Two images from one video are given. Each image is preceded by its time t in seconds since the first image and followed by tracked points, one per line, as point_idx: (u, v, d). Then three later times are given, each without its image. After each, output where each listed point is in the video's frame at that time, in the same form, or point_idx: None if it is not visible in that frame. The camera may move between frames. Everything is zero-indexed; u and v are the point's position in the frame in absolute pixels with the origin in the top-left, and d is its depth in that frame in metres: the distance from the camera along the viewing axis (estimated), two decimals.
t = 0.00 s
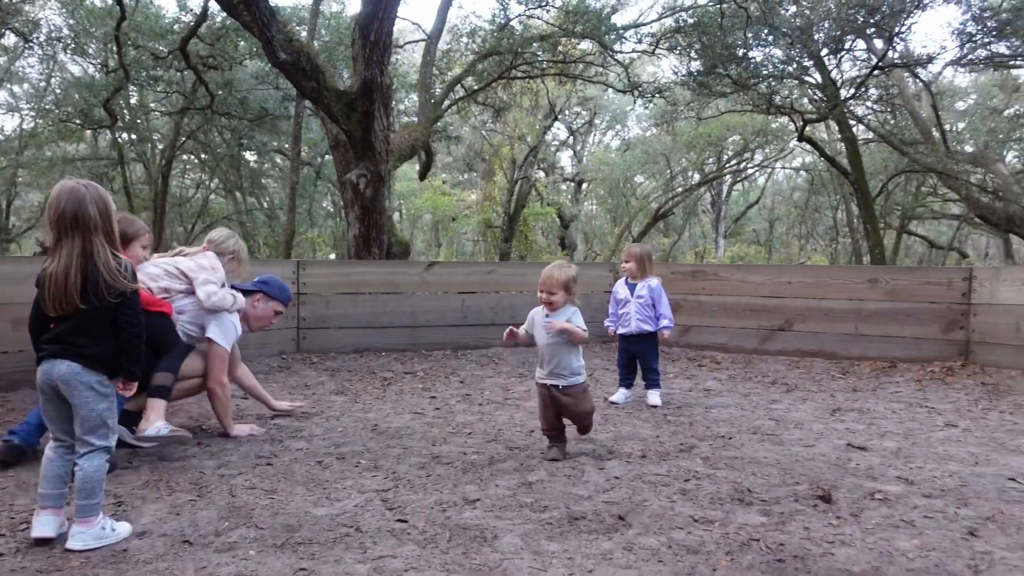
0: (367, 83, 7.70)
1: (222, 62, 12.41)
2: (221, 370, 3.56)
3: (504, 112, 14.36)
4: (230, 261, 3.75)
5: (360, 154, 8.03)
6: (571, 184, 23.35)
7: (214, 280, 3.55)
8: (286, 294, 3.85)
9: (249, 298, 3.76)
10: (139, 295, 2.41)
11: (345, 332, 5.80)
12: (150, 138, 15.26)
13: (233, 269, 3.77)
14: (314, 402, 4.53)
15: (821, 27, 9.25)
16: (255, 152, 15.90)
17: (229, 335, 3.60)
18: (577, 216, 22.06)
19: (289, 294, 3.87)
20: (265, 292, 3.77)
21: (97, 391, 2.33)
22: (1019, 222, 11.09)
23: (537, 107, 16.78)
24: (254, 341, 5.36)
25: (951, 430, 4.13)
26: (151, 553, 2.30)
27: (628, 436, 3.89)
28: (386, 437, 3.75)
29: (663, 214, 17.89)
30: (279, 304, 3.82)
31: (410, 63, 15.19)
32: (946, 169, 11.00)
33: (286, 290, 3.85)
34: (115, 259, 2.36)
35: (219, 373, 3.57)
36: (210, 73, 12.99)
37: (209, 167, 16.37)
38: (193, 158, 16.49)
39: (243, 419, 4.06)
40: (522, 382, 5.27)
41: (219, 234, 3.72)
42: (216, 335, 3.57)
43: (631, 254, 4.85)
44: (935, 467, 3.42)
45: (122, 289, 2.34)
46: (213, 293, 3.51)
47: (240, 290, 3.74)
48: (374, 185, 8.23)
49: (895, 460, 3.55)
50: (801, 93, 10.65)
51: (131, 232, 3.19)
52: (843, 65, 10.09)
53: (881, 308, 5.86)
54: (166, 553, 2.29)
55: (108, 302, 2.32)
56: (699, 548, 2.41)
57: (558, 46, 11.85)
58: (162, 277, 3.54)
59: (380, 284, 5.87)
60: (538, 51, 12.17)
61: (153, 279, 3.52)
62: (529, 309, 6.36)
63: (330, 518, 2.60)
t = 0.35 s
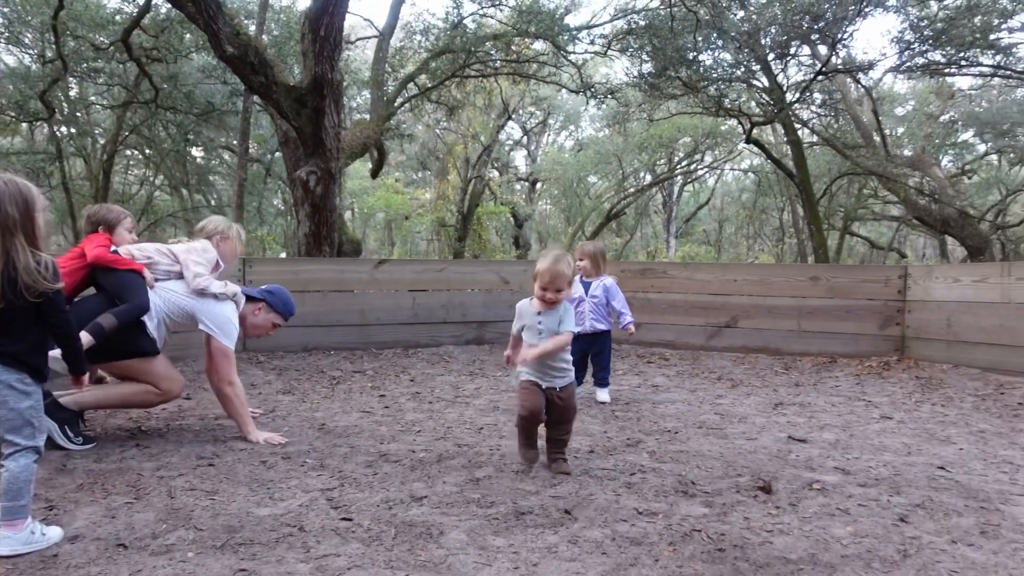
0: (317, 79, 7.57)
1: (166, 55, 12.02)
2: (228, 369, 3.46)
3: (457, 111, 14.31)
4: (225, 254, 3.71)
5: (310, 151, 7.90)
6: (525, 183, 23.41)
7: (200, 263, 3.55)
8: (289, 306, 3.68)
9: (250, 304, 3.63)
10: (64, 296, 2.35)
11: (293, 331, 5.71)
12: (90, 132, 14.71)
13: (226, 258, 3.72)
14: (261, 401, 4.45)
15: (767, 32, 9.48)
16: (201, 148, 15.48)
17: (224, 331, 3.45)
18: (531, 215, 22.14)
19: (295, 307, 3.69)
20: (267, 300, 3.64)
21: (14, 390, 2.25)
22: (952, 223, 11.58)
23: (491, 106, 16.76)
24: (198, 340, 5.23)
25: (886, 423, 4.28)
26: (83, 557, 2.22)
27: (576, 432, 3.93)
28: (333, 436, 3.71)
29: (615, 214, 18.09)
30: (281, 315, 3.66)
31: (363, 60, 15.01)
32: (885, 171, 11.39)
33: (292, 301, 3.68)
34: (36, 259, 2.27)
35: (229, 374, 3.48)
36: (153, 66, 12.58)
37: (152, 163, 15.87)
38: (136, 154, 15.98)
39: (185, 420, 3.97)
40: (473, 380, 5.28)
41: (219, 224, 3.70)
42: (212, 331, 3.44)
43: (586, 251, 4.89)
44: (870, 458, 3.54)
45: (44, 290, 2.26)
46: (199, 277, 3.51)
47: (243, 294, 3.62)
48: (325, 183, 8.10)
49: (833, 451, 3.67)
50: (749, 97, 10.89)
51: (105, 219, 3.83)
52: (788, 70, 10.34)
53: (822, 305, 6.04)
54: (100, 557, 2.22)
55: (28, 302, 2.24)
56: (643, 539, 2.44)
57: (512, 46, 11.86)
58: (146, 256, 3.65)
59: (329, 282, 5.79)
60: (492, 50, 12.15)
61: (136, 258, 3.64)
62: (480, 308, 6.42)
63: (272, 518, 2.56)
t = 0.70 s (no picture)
0: (278, 75, 7.45)
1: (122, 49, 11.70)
2: (199, 366, 3.37)
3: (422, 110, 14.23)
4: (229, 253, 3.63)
5: (271, 148, 7.78)
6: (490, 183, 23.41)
7: (196, 261, 3.46)
8: (278, 305, 3.68)
9: (237, 304, 3.65)
10: None
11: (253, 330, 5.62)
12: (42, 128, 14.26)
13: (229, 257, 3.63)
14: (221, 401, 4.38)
15: (728, 36, 9.64)
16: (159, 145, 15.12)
17: (203, 330, 3.37)
18: (496, 215, 22.15)
19: (284, 307, 3.69)
20: (254, 298, 3.65)
21: None
22: (906, 224, 11.91)
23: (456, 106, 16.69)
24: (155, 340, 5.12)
25: (842, 416, 4.39)
26: (32, 561, 2.16)
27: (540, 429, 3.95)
28: (295, 435, 3.67)
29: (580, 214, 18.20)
30: (268, 314, 3.67)
31: (325, 57, 14.82)
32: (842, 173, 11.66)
33: (281, 300, 3.69)
34: None
35: (198, 370, 3.39)
36: (108, 60, 12.23)
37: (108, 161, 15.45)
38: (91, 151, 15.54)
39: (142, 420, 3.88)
40: (438, 378, 5.26)
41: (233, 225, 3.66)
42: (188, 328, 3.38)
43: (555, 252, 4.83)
44: (827, 450, 3.62)
45: None
46: (185, 276, 3.39)
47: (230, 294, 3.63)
48: (287, 180, 7.98)
49: (790, 444, 3.75)
50: (710, 99, 11.03)
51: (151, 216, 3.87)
52: (749, 73, 10.53)
53: (781, 303, 6.16)
54: (49, 561, 2.15)
55: None
56: (605, 532, 2.46)
57: (476, 45, 11.83)
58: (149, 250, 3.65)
59: (291, 280, 5.72)
60: (456, 50, 12.11)
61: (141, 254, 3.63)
62: (445, 306, 6.43)
63: (231, 517, 2.51)
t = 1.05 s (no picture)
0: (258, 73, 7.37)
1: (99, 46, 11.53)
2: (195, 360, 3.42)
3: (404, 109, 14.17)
4: (233, 252, 3.68)
5: (252, 147, 7.71)
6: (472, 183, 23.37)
7: (196, 265, 3.55)
8: (291, 296, 3.47)
9: (259, 300, 3.55)
10: None
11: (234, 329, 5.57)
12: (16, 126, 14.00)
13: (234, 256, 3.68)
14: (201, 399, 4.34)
15: (709, 38, 9.73)
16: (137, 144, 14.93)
17: (203, 327, 3.40)
18: (478, 215, 22.14)
19: (299, 297, 3.47)
20: (270, 292, 3.52)
21: None
22: (883, 224, 12.06)
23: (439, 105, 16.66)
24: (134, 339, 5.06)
25: (822, 412, 4.44)
26: (5, 560, 2.11)
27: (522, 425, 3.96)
28: (275, 433, 3.64)
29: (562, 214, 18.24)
30: (285, 306, 3.48)
31: (307, 55, 14.71)
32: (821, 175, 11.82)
33: (295, 290, 3.48)
34: None
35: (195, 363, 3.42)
36: (83, 57, 12.03)
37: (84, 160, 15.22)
38: (67, 149, 15.29)
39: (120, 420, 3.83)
40: (420, 376, 5.25)
41: (227, 222, 3.72)
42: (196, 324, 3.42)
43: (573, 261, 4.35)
44: (806, 445, 3.66)
45: None
46: (191, 283, 3.48)
47: (249, 290, 3.55)
48: (267, 179, 7.91)
49: (770, 440, 3.78)
50: (692, 100, 11.10)
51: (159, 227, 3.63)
52: (729, 75, 10.61)
53: (762, 301, 6.21)
54: (23, 560, 2.11)
55: None
56: (587, 526, 2.47)
57: (459, 45, 11.81)
58: (162, 263, 3.65)
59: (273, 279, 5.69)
60: (438, 49, 12.08)
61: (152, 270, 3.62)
62: (427, 305, 6.41)
63: (210, 516, 2.48)
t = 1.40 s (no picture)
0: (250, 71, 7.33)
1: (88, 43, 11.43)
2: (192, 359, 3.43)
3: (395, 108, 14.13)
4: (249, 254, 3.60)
5: (243, 145, 7.68)
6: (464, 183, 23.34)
7: (207, 266, 3.57)
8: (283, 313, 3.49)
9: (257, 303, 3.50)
10: None
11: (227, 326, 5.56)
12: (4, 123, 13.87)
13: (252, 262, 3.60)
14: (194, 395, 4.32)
15: (700, 38, 9.75)
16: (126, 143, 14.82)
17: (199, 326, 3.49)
18: (470, 215, 22.12)
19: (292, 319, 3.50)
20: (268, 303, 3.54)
21: None
22: (872, 224, 12.13)
23: (430, 105, 16.61)
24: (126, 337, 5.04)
25: (814, 407, 4.46)
26: None
27: (517, 420, 3.97)
28: (269, 429, 3.63)
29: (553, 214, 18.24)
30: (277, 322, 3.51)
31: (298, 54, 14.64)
32: (811, 174, 11.88)
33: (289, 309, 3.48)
34: None
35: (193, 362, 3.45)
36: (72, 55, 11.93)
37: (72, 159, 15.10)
38: (55, 147, 15.16)
39: (113, 415, 3.81)
40: (414, 373, 5.25)
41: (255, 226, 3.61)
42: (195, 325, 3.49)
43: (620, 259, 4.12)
44: (799, 440, 3.68)
45: None
46: (196, 282, 3.57)
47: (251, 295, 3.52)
48: (259, 177, 7.88)
49: (764, 434, 3.80)
50: (683, 100, 11.13)
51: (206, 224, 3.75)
52: (720, 74, 10.63)
53: (753, 298, 6.25)
54: (18, 553, 2.10)
55: None
56: (584, 518, 2.47)
57: (451, 44, 11.79)
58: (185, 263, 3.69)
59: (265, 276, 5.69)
60: (430, 49, 12.04)
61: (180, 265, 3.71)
62: (420, 302, 6.43)
63: (206, 509, 2.47)
